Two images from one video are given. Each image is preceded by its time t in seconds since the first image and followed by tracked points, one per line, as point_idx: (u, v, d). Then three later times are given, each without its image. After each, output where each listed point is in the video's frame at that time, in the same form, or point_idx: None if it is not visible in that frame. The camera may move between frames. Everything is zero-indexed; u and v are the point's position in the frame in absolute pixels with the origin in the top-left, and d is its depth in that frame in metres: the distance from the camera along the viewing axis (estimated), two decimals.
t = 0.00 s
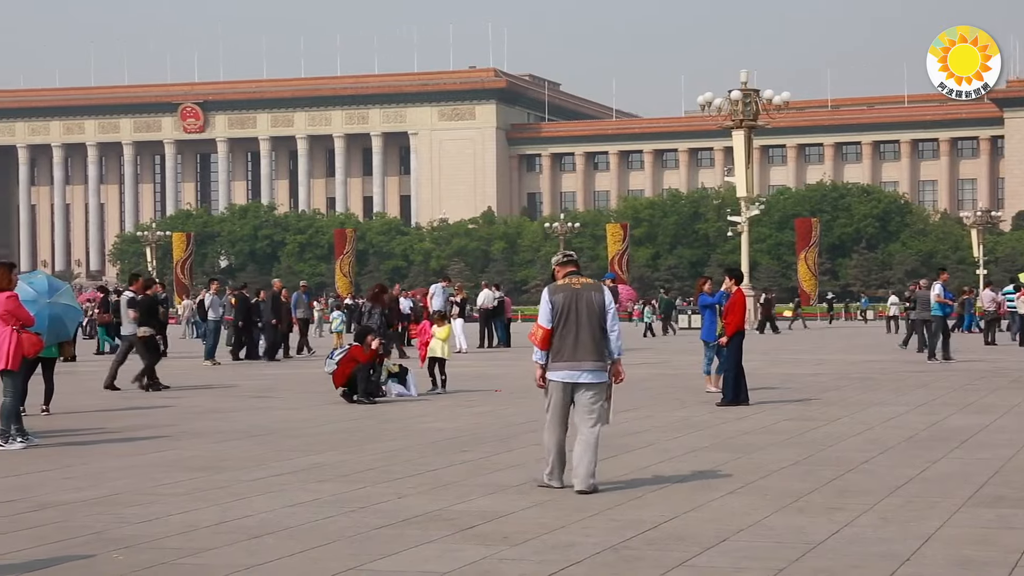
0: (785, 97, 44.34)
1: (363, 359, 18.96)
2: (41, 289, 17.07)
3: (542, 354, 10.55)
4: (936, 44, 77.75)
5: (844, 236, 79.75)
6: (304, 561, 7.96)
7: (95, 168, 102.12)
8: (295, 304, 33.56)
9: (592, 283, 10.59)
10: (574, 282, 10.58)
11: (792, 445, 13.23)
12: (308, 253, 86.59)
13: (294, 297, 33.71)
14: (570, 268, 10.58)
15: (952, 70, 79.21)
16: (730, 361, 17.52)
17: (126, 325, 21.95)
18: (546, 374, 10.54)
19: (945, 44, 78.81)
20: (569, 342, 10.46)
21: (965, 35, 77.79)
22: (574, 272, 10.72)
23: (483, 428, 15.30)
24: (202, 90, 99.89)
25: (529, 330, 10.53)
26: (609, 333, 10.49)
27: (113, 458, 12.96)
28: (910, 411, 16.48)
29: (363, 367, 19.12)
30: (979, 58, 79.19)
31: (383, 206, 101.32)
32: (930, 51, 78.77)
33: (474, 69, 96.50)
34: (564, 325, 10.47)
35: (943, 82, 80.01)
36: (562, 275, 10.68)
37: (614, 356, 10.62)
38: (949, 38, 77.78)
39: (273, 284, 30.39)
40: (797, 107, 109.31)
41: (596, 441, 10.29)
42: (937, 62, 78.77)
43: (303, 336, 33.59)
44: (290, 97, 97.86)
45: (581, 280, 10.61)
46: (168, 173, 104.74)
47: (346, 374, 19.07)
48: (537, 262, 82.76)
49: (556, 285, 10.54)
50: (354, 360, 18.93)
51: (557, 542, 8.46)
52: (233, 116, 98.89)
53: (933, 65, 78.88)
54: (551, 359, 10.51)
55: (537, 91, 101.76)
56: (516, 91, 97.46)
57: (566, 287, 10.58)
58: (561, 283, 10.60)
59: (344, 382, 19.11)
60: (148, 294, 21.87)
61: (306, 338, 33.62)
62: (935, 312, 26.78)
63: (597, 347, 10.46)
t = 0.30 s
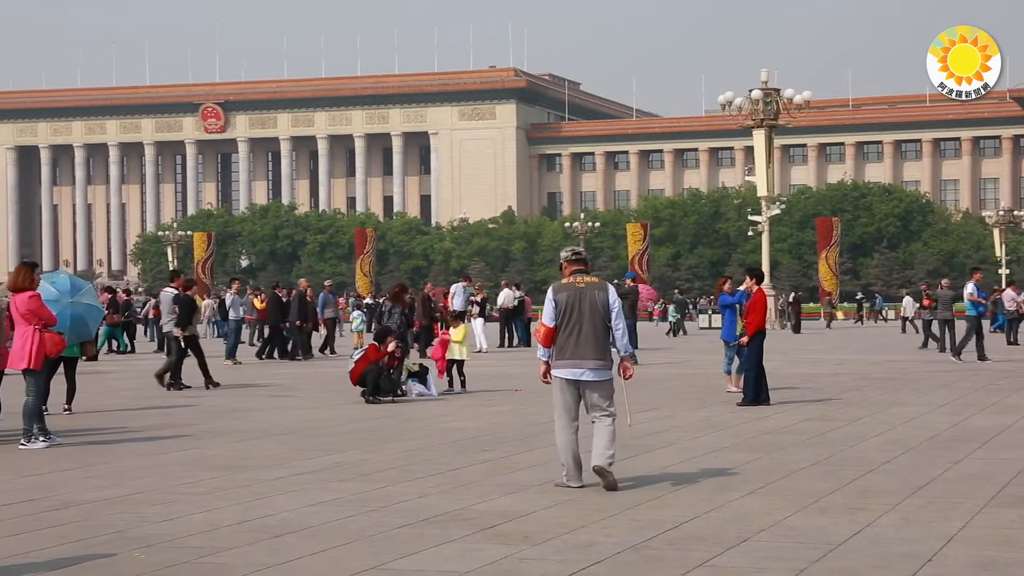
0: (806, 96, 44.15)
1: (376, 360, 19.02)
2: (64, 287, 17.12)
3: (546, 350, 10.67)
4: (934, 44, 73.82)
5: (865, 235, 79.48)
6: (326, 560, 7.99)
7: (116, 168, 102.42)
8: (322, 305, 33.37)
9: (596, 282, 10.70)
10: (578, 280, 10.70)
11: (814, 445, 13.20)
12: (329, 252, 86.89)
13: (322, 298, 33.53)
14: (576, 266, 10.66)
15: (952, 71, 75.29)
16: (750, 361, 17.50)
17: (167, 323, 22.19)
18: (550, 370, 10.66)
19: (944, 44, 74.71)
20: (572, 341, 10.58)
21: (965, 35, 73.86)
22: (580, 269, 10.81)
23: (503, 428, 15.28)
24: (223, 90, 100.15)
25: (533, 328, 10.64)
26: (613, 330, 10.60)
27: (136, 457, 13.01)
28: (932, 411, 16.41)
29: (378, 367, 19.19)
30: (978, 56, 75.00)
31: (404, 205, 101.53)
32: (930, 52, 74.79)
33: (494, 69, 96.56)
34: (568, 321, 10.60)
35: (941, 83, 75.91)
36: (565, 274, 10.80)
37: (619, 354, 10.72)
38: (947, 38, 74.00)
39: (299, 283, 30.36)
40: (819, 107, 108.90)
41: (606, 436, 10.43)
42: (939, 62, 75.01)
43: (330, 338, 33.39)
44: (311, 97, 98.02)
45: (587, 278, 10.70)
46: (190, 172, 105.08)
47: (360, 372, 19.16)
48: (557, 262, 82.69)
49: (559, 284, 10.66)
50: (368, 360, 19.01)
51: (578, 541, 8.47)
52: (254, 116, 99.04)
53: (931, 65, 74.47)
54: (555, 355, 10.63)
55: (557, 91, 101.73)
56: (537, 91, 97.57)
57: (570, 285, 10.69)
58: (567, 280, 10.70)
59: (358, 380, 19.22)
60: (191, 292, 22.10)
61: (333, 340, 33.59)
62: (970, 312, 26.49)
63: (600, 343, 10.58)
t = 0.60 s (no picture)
0: (827, 95, 44.04)
1: (396, 364, 19.07)
2: (86, 288, 17.18)
3: (558, 349, 10.68)
4: (934, 44, 76.15)
5: (886, 235, 79.23)
6: (348, 559, 8.00)
7: (138, 168, 102.67)
8: (347, 303, 33.35)
9: (611, 282, 10.73)
10: (593, 279, 10.72)
11: (835, 445, 13.15)
12: (349, 252, 86.90)
13: (347, 297, 33.38)
14: (591, 265, 10.68)
15: (952, 70, 77.53)
16: (771, 361, 17.47)
17: (204, 324, 22.43)
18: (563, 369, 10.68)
19: (944, 44, 76.96)
20: (587, 340, 10.60)
21: (966, 34, 75.78)
22: (593, 269, 10.84)
23: (523, 428, 15.28)
24: (244, 90, 100.28)
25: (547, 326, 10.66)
26: (628, 330, 10.66)
27: (156, 457, 13.05)
28: (954, 412, 16.36)
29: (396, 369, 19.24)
30: (979, 57, 77.22)
31: (423, 205, 101.61)
32: (931, 52, 76.97)
33: (514, 69, 96.56)
34: (583, 321, 10.63)
35: (942, 83, 78.12)
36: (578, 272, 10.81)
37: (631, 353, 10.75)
38: (948, 38, 76.25)
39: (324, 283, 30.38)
40: (839, 106, 108.61)
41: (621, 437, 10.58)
42: (939, 64, 77.23)
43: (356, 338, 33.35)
44: (332, 97, 98.13)
45: (601, 279, 10.73)
46: (210, 173, 105.30)
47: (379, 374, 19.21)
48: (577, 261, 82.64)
49: (576, 283, 10.67)
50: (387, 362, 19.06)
51: (599, 541, 8.46)
52: (275, 116, 99.34)
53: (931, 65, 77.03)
54: (568, 354, 10.65)
55: (578, 91, 101.68)
56: (556, 91, 97.65)
57: (585, 284, 10.71)
58: (581, 281, 10.73)
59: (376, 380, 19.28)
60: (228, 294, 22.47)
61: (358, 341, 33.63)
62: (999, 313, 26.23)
63: (615, 343, 10.63)
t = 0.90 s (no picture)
0: (849, 95, 43.87)
1: (417, 357, 19.11)
2: (107, 288, 17.24)
3: (582, 350, 10.65)
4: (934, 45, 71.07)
5: (908, 236, 78.93)
6: (368, 560, 8.01)
7: (159, 169, 102.97)
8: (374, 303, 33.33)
9: (634, 283, 10.79)
10: (615, 281, 10.75)
11: (856, 447, 13.13)
12: (369, 252, 87.05)
13: (373, 298, 33.43)
14: (614, 267, 10.72)
15: (952, 70, 72.47)
16: (793, 360, 17.44)
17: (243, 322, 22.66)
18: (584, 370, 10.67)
19: (943, 43, 71.82)
20: (612, 341, 10.64)
21: (964, 34, 70.92)
22: (612, 270, 10.87)
23: (544, 428, 15.27)
24: (265, 90, 100.43)
25: (572, 326, 10.64)
26: (649, 331, 10.74)
27: (179, 456, 13.11)
28: (977, 412, 16.31)
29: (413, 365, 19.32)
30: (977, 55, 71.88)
31: (444, 205, 101.77)
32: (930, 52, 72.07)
33: (535, 69, 96.64)
34: (609, 322, 10.66)
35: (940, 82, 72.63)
36: (599, 273, 10.79)
37: (650, 354, 10.81)
38: (947, 37, 71.33)
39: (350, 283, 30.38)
40: (860, 106, 108.29)
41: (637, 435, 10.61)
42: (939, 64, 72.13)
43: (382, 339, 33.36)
44: (353, 97, 98.19)
45: (624, 280, 10.78)
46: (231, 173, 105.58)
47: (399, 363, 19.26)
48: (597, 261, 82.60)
49: (601, 284, 10.69)
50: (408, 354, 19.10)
51: (620, 541, 8.45)
52: (296, 116, 99.49)
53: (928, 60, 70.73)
54: (592, 355, 10.66)
55: (598, 91, 101.64)
56: (577, 91, 97.61)
57: (610, 286, 10.73)
58: (605, 281, 10.75)
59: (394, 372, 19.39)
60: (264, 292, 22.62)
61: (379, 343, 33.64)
62: None
63: (638, 344, 10.70)
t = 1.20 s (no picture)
0: (866, 95, 43.79)
1: (428, 346, 19.04)
2: (125, 288, 17.31)
3: (608, 348, 10.69)
4: (933, 44, 71.74)
5: (926, 236, 78.70)
6: (385, 559, 8.01)
7: (177, 170, 103.24)
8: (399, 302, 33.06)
9: (654, 282, 10.87)
10: (638, 280, 10.80)
11: (872, 447, 13.09)
12: (386, 252, 87.17)
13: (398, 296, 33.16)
14: (638, 268, 10.76)
15: (953, 71, 73.04)
16: (810, 359, 17.43)
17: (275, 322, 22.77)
18: (609, 369, 10.73)
19: (944, 44, 72.61)
20: (637, 341, 10.72)
21: (965, 35, 71.95)
22: (630, 266, 10.89)
23: (561, 428, 15.28)
24: (282, 90, 100.64)
25: (600, 325, 10.65)
26: (668, 332, 10.89)
27: (196, 456, 13.14)
28: (995, 412, 16.28)
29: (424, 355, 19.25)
30: (978, 59, 73.23)
31: (460, 205, 101.80)
32: (931, 51, 72.56)
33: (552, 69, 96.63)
34: (636, 321, 10.72)
35: (940, 83, 73.36)
36: (620, 273, 10.81)
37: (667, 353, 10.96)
38: (948, 38, 72.10)
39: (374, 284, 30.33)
40: (876, 105, 108.13)
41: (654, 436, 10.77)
42: (939, 63, 72.97)
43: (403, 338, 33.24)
44: (370, 97, 98.28)
45: (645, 279, 10.85)
46: (249, 173, 105.81)
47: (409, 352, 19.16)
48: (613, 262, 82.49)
49: (626, 283, 10.73)
50: (420, 342, 19.05)
51: (637, 541, 8.45)
52: (312, 117, 99.65)
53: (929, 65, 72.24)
54: (619, 354, 10.72)
55: (614, 91, 101.69)
56: (594, 91, 97.61)
57: (634, 285, 10.78)
58: (630, 281, 10.79)
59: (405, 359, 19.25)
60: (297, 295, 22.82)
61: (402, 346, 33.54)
62: None
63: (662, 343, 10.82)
